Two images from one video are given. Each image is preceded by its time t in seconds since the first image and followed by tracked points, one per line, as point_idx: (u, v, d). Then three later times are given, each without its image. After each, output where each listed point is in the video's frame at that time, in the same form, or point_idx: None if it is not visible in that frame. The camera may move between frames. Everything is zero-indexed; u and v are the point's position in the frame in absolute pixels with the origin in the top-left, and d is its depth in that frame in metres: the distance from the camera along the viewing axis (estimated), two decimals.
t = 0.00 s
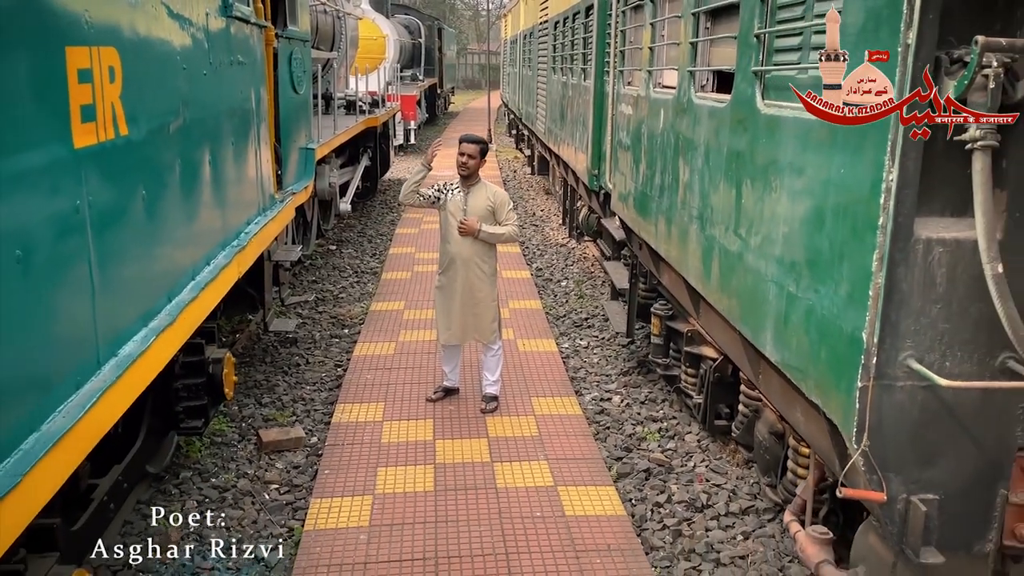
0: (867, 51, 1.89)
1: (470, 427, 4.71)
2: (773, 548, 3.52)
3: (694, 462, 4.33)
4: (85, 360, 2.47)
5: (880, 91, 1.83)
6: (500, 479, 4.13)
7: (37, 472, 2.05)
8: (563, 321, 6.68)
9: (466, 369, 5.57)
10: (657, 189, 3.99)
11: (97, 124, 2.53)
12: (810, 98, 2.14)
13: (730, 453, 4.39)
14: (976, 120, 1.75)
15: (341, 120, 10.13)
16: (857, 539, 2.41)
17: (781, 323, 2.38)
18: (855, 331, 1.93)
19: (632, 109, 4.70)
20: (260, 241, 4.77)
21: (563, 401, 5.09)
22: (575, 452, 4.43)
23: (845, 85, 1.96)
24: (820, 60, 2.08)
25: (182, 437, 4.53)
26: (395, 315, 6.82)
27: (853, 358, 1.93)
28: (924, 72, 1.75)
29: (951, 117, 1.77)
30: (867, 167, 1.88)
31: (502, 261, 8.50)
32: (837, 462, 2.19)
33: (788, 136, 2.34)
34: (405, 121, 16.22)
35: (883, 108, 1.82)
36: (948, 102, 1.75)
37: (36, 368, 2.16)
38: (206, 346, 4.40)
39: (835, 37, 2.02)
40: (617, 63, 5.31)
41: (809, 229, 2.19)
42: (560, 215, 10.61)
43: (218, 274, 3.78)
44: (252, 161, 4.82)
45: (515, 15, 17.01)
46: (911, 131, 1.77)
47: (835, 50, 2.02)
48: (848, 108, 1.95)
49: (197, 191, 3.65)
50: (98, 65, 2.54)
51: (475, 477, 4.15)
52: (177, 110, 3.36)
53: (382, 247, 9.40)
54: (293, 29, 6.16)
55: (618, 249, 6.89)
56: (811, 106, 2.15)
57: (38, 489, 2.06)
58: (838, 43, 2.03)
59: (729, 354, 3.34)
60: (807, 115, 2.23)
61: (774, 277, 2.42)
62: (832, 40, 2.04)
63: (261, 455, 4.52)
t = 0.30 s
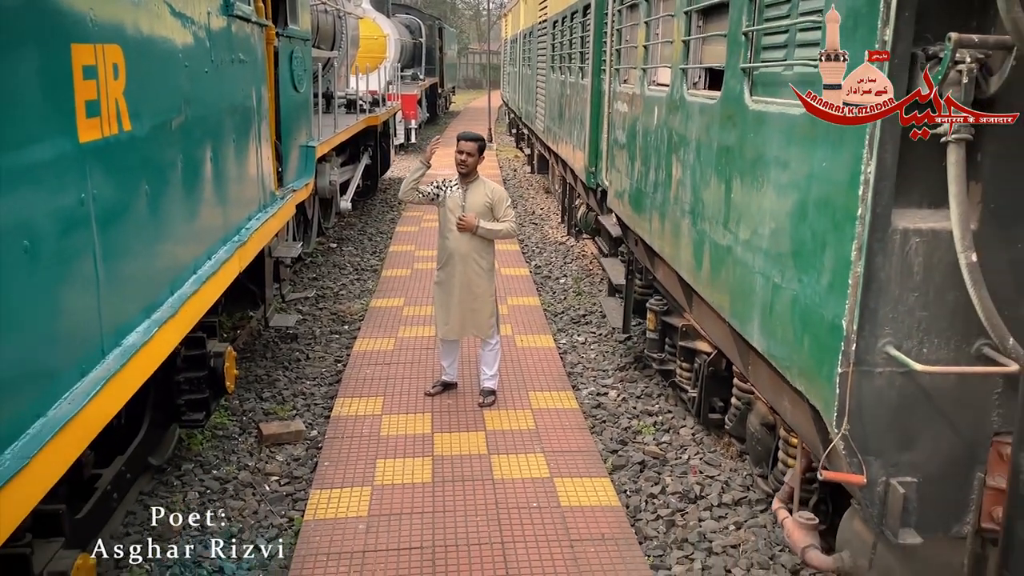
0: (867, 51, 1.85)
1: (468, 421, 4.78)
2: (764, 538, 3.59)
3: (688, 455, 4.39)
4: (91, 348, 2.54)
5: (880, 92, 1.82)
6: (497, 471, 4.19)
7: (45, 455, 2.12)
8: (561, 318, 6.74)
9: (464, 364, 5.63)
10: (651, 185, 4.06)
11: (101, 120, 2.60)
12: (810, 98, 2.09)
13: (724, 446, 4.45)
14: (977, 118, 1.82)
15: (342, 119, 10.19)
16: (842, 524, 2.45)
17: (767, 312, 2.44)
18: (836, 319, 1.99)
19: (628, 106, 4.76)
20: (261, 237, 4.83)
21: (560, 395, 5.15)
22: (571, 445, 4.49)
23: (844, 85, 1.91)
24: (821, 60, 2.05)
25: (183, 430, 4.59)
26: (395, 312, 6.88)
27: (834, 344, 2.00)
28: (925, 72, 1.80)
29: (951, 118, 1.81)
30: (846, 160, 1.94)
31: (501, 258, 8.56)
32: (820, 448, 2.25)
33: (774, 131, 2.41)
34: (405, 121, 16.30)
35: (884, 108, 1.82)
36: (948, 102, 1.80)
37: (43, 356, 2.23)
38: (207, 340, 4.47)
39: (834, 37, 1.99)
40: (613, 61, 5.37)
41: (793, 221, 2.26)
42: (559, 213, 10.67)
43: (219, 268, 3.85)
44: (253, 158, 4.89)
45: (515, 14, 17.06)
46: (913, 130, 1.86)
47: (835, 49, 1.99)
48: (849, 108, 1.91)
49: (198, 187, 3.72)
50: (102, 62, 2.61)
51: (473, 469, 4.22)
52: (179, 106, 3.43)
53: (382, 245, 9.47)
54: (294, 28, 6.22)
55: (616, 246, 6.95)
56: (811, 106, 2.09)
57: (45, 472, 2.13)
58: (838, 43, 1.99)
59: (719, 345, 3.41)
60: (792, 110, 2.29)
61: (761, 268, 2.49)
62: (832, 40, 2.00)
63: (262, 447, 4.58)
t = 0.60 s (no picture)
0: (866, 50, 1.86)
1: (467, 417, 4.83)
2: (756, 531, 3.64)
3: (684, 450, 4.45)
4: (95, 343, 2.60)
5: (880, 92, 1.86)
6: (495, 467, 4.25)
7: (52, 446, 2.19)
8: (559, 316, 6.79)
9: (463, 361, 5.69)
10: (646, 183, 4.11)
11: (105, 119, 2.66)
12: (809, 98, 2.05)
13: (719, 442, 4.51)
14: (977, 119, 1.81)
15: (343, 119, 10.25)
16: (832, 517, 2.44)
17: (756, 307, 2.50)
18: (820, 314, 2.05)
19: (624, 106, 4.82)
20: (262, 235, 4.89)
21: (558, 392, 5.20)
22: (569, 441, 4.55)
23: (843, 85, 1.90)
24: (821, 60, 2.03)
25: (185, 426, 4.65)
26: (395, 310, 6.94)
27: (818, 338, 2.06)
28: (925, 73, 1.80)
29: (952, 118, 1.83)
30: (830, 159, 2.00)
31: (501, 257, 8.61)
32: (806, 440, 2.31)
33: (763, 131, 2.46)
34: (406, 121, 16.35)
35: (884, 108, 1.86)
36: (948, 103, 1.82)
37: (49, 350, 2.29)
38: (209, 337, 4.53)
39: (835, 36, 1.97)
40: (610, 62, 5.42)
41: (780, 218, 2.32)
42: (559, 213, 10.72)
43: (221, 266, 3.91)
44: (255, 157, 4.95)
45: (516, 14, 17.12)
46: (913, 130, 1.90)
47: (835, 50, 1.97)
48: (850, 107, 1.89)
49: (200, 186, 3.78)
50: (106, 63, 2.66)
51: (471, 464, 4.27)
52: (181, 107, 3.49)
53: (382, 243, 9.53)
54: (295, 29, 6.28)
55: (614, 245, 7.00)
56: (811, 106, 2.05)
57: (53, 461, 2.19)
58: (838, 43, 1.97)
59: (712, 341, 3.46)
60: (780, 110, 2.35)
61: (750, 264, 2.55)
62: (831, 40, 1.99)
63: (263, 443, 4.64)
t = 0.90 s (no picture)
0: (868, 51, 1.88)
1: (467, 414, 4.89)
2: (752, 526, 3.70)
3: (682, 447, 4.50)
4: (103, 339, 2.66)
5: (880, 92, 1.87)
6: (495, 462, 4.30)
7: (61, 438, 2.24)
8: (560, 314, 6.85)
9: (464, 359, 5.75)
10: (645, 183, 4.17)
11: (112, 120, 2.72)
12: (810, 97, 2.04)
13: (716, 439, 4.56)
14: (978, 119, 1.69)
15: (345, 119, 10.32)
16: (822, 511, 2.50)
17: (749, 304, 2.56)
18: (810, 310, 2.11)
19: (623, 107, 4.87)
20: (264, 234, 4.95)
21: (557, 390, 5.26)
22: (568, 437, 4.61)
23: (843, 85, 1.92)
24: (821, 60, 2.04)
25: (189, 422, 4.71)
26: (397, 308, 7.00)
27: (808, 334, 2.11)
28: (925, 72, 1.82)
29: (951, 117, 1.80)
30: (821, 160, 2.05)
31: (501, 256, 8.67)
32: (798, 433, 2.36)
33: (756, 133, 2.52)
34: (408, 120, 16.42)
35: (885, 107, 1.88)
36: (949, 102, 1.82)
37: (58, 344, 2.35)
38: (212, 335, 4.59)
39: (834, 37, 1.97)
40: (609, 63, 5.47)
41: (772, 217, 2.37)
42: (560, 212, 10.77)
43: (224, 264, 3.97)
44: (258, 157, 5.01)
45: (517, 15, 17.17)
46: (912, 131, 1.90)
47: (835, 50, 1.97)
48: (849, 108, 1.92)
49: (204, 185, 3.84)
50: (113, 65, 2.72)
51: (472, 460, 4.33)
52: (186, 107, 3.55)
53: (384, 243, 9.58)
54: (297, 30, 6.33)
55: (614, 244, 7.05)
56: (811, 107, 2.04)
57: (63, 454, 2.25)
58: (838, 43, 1.98)
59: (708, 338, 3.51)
60: (772, 111, 2.40)
61: (743, 262, 2.61)
62: (832, 39, 1.99)
63: (266, 439, 4.70)
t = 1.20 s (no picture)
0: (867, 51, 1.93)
1: (470, 410, 4.96)
2: (752, 519, 3.76)
3: (683, 442, 4.56)
4: (117, 333, 2.73)
5: (880, 92, 1.92)
6: (498, 457, 4.37)
7: (79, 428, 2.31)
8: (562, 312, 6.91)
9: (467, 356, 5.81)
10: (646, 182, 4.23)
11: (127, 120, 2.79)
12: (809, 97, 2.08)
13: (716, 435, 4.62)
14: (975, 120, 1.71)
15: (349, 118, 10.39)
16: (819, 502, 2.54)
17: (749, 300, 2.62)
18: (806, 305, 2.17)
19: (625, 107, 4.93)
20: (271, 233, 5.01)
21: (560, 386, 5.33)
22: (570, 432, 4.68)
23: (843, 86, 1.96)
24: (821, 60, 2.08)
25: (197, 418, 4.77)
26: (401, 306, 7.06)
27: (804, 328, 2.18)
28: (925, 73, 1.84)
29: (950, 118, 1.75)
30: (817, 159, 2.11)
31: (504, 255, 8.73)
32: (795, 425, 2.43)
33: (755, 132, 2.58)
34: (410, 120, 16.49)
35: (885, 107, 1.92)
36: (949, 101, 1.76)
37: (76, 337, 2.42)
38: (220, 332, 4.66)
39: (835, 37, 2.01)
40: (611, 63, 5.54)
41: (770, 215, 2.44)
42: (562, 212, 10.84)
43: (233, 261, 4.03)
44: (265, 156, 5.07)
45: (520, 15, 17.24)
46: (912, 131, 1.92)
47: (835, 50, 2.01)
48: (849, 108, 1.96)
49: (213, 184, 3.90)
50: (127, 66, 2.79)
51: (475, 455, 4.39)
52: (195, 107, 3.61)
53: (387, 242, 9.65)
54: (302, 30, 6.40)
55: (616, 243, 7.12)
56: (811, 107, 2.07)
57: (81, 444, 2.32)
58: (839, 43, 2.01)
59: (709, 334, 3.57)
60: (771, 111, 2.47)
61: (742, 259, 2.67)
62: (832, 39, 2.02)
63: (273, 435, 4.76)
